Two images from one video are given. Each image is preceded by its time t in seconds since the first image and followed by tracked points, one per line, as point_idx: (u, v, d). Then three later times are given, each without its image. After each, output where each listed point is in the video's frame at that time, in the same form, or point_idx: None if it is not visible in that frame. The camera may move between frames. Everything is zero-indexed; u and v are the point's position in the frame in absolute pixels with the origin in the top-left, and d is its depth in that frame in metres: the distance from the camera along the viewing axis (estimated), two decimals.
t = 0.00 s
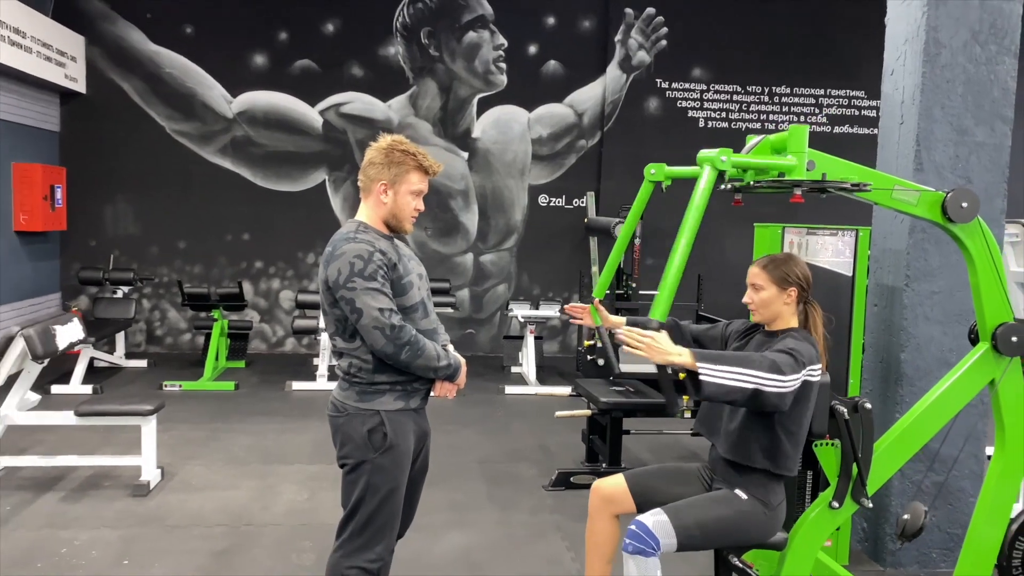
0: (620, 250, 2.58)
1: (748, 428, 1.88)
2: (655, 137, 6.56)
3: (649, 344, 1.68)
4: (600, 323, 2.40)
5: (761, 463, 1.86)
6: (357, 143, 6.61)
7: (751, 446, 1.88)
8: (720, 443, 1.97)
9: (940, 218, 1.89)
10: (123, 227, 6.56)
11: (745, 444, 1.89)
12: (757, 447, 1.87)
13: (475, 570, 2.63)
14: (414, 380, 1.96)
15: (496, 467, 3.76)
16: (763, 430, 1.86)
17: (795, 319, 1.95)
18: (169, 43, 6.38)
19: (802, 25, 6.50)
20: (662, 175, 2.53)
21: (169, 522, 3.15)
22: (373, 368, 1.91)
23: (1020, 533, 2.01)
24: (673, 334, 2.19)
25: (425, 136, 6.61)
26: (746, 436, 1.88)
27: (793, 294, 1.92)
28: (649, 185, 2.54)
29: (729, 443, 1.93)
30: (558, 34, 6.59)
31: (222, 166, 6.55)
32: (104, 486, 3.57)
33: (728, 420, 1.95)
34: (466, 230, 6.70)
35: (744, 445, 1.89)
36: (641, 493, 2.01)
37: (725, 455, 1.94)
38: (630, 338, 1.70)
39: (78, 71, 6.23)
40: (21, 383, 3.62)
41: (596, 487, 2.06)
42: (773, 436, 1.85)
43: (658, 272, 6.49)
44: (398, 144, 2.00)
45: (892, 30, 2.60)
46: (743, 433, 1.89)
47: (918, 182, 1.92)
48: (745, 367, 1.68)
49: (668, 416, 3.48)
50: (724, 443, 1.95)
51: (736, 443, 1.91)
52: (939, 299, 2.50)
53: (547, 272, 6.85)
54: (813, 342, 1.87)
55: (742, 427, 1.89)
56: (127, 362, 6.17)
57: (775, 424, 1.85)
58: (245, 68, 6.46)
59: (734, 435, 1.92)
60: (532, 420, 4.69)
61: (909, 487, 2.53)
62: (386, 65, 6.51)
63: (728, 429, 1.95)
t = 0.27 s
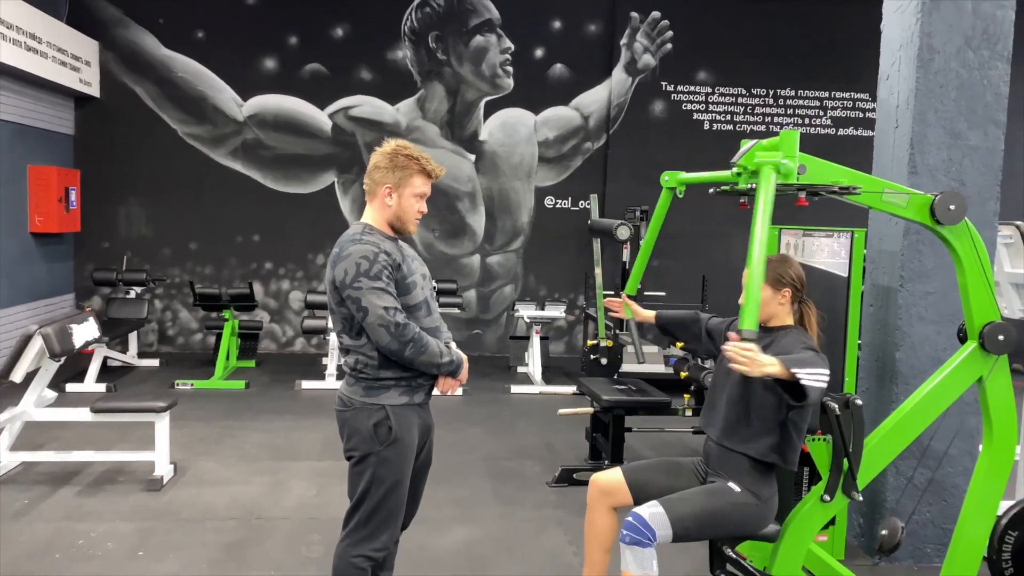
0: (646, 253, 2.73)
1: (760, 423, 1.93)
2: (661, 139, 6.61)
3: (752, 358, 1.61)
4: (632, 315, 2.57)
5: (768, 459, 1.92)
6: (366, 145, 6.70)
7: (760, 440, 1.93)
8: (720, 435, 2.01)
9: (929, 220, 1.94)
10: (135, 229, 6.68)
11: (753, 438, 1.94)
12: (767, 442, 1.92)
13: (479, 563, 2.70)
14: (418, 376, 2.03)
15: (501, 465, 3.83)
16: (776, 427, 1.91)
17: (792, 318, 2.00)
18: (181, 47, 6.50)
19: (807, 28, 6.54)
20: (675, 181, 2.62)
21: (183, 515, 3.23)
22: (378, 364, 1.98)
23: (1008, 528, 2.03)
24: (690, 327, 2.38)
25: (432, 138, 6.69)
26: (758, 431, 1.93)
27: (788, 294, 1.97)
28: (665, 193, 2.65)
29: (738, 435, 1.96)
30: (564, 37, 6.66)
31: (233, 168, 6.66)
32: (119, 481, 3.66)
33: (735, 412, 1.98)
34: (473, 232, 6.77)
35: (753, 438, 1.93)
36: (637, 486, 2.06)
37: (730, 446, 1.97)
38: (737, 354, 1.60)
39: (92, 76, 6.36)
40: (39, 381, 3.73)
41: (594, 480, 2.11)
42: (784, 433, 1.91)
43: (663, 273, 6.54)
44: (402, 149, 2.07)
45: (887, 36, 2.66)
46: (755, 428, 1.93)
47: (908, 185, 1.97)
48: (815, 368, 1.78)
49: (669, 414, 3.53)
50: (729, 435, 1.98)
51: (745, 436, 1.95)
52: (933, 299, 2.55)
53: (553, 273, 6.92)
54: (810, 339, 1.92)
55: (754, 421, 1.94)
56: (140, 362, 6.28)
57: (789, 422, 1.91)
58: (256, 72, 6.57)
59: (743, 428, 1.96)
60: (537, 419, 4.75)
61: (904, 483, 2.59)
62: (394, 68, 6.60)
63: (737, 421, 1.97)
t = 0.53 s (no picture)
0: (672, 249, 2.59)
1: (754, 415, 1.99)
2: (663, 141, 6.68)
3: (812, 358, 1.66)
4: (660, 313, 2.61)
5: (760, 449, 1.98)
6: (372, 148, 6.78)
7: (753, 431, 1.99)
8: (715, 428, 2.07)
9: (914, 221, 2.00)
10: (145, 230, 6.78)
11: (747, 428, 2.00)
12: (760, 433, 1.98)
13: (478, 556, 2.77)
14: (418, 372, 2.10)
15: (503, 461, 3.90)
16: (770, 418, 1.98)
17: (783, 317, 2.06)
18: (190, 51, 6.60)
19: (809, 31, 6.58)
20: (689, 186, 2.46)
21: (192, 509, 3.32)
22: (380, 360, 2.05)
23: (996, 520, 2.23)
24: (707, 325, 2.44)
25: (437, 141, 6.77)
26: (752, 422, 1.99)
27: (777, 295, 2.04)
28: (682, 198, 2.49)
29: (732, 426, 2.03)
30: (568, 40, 6.72)
31: (241, 170, 6.76)
32: (129, 476, 3.75)
33: (729, 403, 2.05)
34: (477, 233, 6.85)
35: (746, 429, 2.00)
36: (631, 479, 2.13)
37: (724, 437, 2.04)
38: (800, 356, 1.65)
39: (103, 79, 6.47)
40: (52, 378, 3.82)
41: (590, 474, 2.18)
42: (777, 425, 1.98)
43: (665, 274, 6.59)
44: (402, 153, 2.14)
45: (879, 42, 2.72)
46: (748, 419, 2.00)
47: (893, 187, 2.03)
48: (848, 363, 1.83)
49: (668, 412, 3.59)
50: (723, 426, 2.05)
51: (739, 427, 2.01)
52: (924, 299, 2.61)
53: (557, 274, 6.99)
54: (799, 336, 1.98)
55: (748, 413, 2.00)
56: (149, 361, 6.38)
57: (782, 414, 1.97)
58: (264, 75, 6.67)
59: (737, 419, 2.02)
60: (539, 418, 4.82)
61: (895, 479, 2.65)
62: (400, 72, 6.68)
63: (732, 412, 2.04)
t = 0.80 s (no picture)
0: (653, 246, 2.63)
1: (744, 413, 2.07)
2: (667, 144, 6.75)
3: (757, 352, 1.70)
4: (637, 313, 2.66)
5: (751, 446, 2.06)
6: (380, 150, 6.89)
7: (743, 429, 2.07)
8: (706, 426, 2.15)
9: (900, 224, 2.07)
10: (157, 231, 6.92)
11: (737, 426, 2.08)
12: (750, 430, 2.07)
13: (481, 547, 2.86)
14: (422, 368, 2.20)
15: (507, 458, 3.99)
16: (759, 416, 2.06)
17: (772, 317, 2.14)
18: (202, 56, 6.74)
19: (812, 35, 6.64)
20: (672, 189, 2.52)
21: (206, 502, 3.43)
22: (386, 357, 2.15)
23: (982, 514, 2.29)
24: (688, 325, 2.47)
25: (444, 144, 6.87)
26: (742, 420, 2.07)
27: (767, 295, 2.11)
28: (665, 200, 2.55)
29: (723, 424, 2.11)
30: (574, 45, 6.81)
31: (252, 173, 6.88)
32: (144, 471, 3.86)
33: (719, 402, 2.13)
34: (483, 234, 6.94)
35: (736, 427, 2.08)
36: (627, 471, 2.21)
37: (715, 434, 2.12)
38: (743, 349, 1.69)
39: (117, 84, 6.61)
40: (70, 375, 3.94)
41: (588, 466, 2.27)
42: (766, 422, 2.06)
43: (669, 275, 6.67)
44: (406, 158, 2.23)
45: (872, 49, 2.79)
46: (739, 417, 2.08)
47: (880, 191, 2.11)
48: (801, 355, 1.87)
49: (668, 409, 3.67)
50: (714, 424, 2.13)
51: (730, 425, 2.09)
52: (915, 300, 2.68)
53: (562, 275, 7.07)
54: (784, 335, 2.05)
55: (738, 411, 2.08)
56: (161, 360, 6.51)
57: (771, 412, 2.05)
58: (274, 80, 6.79)
59: (728, 417, 2.10)
60: (543, 416, 4.91)
61: (888, 475, 2.73)
62: (407, 76, 6.79)
63: (723, 411, 2.12)
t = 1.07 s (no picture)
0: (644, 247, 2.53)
1: (721, 410, 2.13)
2: (672, 145, 6.81)
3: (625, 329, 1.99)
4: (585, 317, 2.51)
5: (731, 442, 2.10)
6: (387, 152, 6.97)
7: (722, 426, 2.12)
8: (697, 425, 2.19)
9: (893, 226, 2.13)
10: (168, 232, 7.02)
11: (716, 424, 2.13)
12: (727, 427, 2.11)
13: (485, 541, 2.93)
14: (429, 365, 2.26)
15: (511, 455, 4.05)
16: (734, 413, 2.10)
17: (763, 316, 2.20)
18: (212, 60, 6.84)
19: (815, 37, 6.69)
20: (649, 187, 2.95)
21: (218, 496, 3.52)
22: (394, 354, 2.22)
23: (975, 509, 2.36)
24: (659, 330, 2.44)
25: (451, 145, 6.95)
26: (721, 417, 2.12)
27: (761, 295, 2.17)
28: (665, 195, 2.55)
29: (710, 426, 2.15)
30: (579, 47, 6.88)
31: (261, 175, 6.98)
32: (157, 466, 3.95)
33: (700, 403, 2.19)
34: (489, 235, 7.01)
35: (715, 424, 2.13)
36: (627, 466, 2.28)
37: (700, 433, 2.18)
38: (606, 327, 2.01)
39: (128, 87, 6.72)
40: (85, 372, 4.03)
41: (589, 462, 2.34)
42: (742, 418, 2.10)
43: (673, 276, 6.72)
44: (413, 162, 2.30)
45: (869, 54, 2.85)
46: (716, 415, 2.13)
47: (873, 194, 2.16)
48: (707, 350, 1.95)
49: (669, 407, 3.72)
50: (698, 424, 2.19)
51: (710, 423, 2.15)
52: (911, 300, 2.74)
53: (567, 275, 7.14)
54: (774, 335, 2.12)
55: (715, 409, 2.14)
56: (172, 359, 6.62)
57: (744, 408, 2.09)
58: (283, 83, 6.89)
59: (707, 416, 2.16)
60: (547, 414, 4.97)
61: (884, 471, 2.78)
62: (414, 79, 6.87)
63: (702, 410, 2.18)
